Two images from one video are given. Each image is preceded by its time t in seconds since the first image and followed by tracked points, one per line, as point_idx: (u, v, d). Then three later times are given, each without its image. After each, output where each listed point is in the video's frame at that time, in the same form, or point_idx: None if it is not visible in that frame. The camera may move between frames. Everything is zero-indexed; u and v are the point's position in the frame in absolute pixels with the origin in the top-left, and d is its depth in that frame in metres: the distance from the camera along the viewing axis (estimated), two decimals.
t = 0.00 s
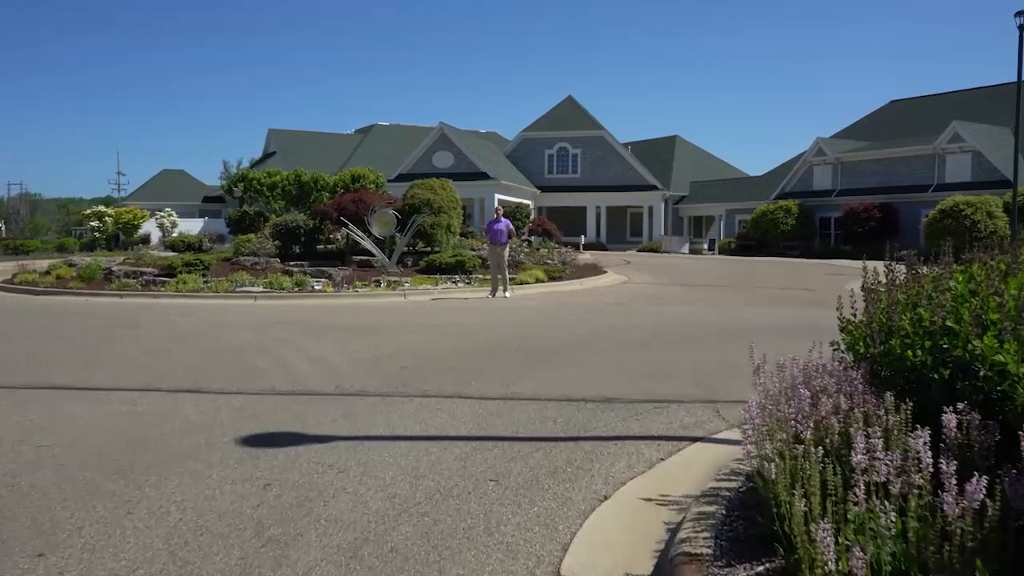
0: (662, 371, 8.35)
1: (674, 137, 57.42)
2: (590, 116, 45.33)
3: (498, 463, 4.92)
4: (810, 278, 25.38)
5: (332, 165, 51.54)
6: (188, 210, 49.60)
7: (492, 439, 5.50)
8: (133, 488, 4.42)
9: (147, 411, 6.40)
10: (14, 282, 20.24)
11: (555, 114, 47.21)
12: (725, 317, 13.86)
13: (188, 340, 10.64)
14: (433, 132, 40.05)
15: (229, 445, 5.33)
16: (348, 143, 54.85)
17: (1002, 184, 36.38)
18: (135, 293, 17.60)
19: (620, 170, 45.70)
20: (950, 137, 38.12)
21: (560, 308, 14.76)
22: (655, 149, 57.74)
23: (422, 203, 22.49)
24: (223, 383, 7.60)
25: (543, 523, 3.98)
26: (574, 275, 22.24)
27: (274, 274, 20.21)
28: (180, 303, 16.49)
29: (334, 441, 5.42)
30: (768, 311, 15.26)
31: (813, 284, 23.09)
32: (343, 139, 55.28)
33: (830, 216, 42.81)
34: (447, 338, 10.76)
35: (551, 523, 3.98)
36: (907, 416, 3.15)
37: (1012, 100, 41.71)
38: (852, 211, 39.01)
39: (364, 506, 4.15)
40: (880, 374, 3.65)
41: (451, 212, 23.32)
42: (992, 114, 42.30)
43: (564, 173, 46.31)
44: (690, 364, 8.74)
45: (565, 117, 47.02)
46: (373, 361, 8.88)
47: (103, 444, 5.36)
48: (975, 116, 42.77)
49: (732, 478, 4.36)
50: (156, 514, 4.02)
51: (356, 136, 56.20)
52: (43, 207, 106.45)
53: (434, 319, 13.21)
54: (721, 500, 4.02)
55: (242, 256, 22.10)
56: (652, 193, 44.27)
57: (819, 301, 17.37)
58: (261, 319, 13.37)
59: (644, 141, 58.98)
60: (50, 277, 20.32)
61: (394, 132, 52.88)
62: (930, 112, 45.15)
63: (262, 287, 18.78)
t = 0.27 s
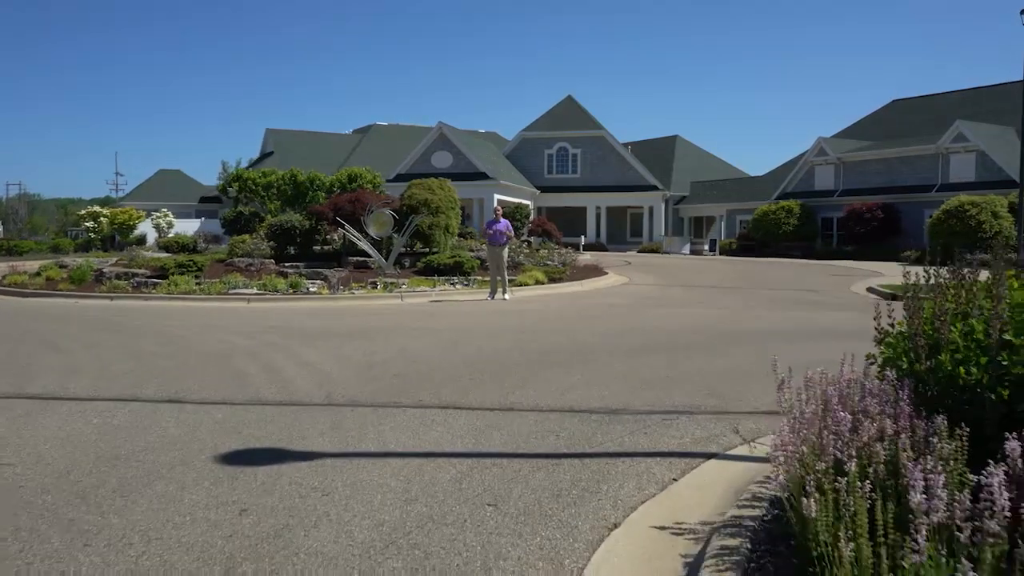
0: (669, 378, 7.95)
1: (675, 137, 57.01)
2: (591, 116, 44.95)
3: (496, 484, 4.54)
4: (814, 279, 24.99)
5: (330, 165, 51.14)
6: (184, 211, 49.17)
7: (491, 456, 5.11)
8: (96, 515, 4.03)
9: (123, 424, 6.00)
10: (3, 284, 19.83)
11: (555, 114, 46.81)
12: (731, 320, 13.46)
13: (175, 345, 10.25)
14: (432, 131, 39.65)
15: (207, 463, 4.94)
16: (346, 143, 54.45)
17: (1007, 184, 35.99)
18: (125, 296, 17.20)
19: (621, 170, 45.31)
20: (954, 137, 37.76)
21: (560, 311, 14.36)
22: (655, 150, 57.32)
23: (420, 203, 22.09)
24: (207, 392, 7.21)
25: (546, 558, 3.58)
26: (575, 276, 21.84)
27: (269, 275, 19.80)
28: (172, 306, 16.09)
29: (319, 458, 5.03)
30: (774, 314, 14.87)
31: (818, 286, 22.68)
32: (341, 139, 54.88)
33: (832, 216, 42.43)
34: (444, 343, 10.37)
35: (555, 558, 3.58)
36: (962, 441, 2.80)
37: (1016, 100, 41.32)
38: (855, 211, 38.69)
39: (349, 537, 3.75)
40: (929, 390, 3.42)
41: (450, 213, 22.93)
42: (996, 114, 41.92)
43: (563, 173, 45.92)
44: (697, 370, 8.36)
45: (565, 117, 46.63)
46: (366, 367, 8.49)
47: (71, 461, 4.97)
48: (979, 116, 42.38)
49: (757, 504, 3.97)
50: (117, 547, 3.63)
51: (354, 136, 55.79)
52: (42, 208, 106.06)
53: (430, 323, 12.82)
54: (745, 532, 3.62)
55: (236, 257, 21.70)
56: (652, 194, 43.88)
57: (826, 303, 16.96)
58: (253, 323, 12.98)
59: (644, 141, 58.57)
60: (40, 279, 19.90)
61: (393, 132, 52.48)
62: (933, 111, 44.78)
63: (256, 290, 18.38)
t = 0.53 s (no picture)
0: (676, 387, 7.57)
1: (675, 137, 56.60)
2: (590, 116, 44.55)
3: (494, 510, 4.14)
4: (818, 281, 24.62)
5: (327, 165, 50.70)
6: (181, 211, 48.74)
7: (489, 476, 4.72)
8: (47, 549, 3.64)
9: (94, 439, 5.61)
10: None
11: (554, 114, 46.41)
12: (737, 324, 13.07)
13: (161, 351, 9.84)
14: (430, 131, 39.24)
15: (179, 485, 4.55)
16: (344, 142, 54.01)
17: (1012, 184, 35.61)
18: (115, 298, 16.78)
19: (621, 170, 44.91)
20: (957, 136, 37.45)
21: (560, 315, 13.95)
22: (655, 150, 56.92)
23: (418, 203, 21.70)
24: (187, 404, 6.80)
25: None
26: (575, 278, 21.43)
27: (263, 277, 19.38)
28: (162, 309, 15.69)
29: (302, 479, 4.65)
30: (780, 317, 14.49)
31: (823, 287, 22.27)
32: (339, 139, 54.44)
33: (834, 216, 42.06)
34: (440, 348, 9.97)
35: None
36: None
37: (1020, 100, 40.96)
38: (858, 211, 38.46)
39: None
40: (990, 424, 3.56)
41: (448, 213, 22.54)
42: (999, 114, 41.57)
43: (563, 173, 45.52)
44: (704, 378, 7.98)
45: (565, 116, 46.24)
46: (358, 375, 8.10)
47: (32, 483, 4.57)
48: (982, 115, 42.02)
49: (784, 537, 3.56)
50: None
51: (352, 136, 55.37)
52: (40, 209, 105.67)
53: (426, 326, 12.42)
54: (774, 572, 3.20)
55: (230, 258, 21.27)
56: (653, 194, 43.48)
57: (832, 306, 16.56)
58: (244, 326, 12.59)
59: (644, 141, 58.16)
60: (29, 281, 19.47)
61: (391, 132, 52.05)
62: (935, 111, 44.42)
63: (249, 291, 17.99)
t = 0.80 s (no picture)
0: (683, 396, 7.17)
1: (675, 137, 56.21)
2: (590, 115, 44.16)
3: (491, 541, 3.75)
4: (821, 282, 24.23)
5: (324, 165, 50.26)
6: (176, 211, 48.28)
7: (485, 500, 4.32)
8: None
9: (59, 456, 5.21)
10: None
11: (554, 113, 46.02)
12: (741, 326, 12.67)
13: (145, 356, 9.44)
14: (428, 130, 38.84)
15: (143, 511, 4.15)
16: (341, 143, 53.60)
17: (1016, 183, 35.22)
18: (103, 300, 16.38)
19: (620, 170, 44.53)
20: (960, 136, 37.09)
21: (560, 317, 13.55)
22: (655, 150, 56.50)
23: (415, 203, 21.29)
24: (164, 416, 6.40)
25: None
26: (575, 279, 21.03)
27: (256, 279, 18.97)
28: (152, 311, 15.28)
29: (281, 503, 4.26)
30: (785, 319, 14.11)
31: (827, 289, 21.87)
32: (336, 138, 54.01)
33: (836, 217, 41.68)
34: (435, 354, 9.56)
35: None
36: None
37: None
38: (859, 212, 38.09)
39: None
40: None
41: (446, 213, 22.13)
42: (1002, 114, 41.21)
43: (563, 173, 45.13)
44: (712, 386, 7.61)
45: (564, 116, 45.85)
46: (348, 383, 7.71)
47: None
48: (985, 114, 41.64)
49: None
50: None
51: (350, 135, 54.94)
52: (38, 209, 105.21)
53: (422, 329, 12.04)
54: None
55: (223, 260, 20.84)
56: (653, 194, 43.08)
57: (839, 307, 16.16)
58: (235, 330, 12.20)
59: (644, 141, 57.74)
60: (17, 283, 19.06)
61: (389, 132, 51.63)
62: (937, 110, 44.05)
63: (242, 293, 17.57)
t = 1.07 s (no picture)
0: (690, 404, 6.79)
1: (675, 137, 55.85)
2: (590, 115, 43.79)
3: None
4: (824, 283, 23.86)
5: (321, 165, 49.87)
6: (173, 212, 47.87)
7: (478, 527, 3.94)
8: None
9: (20, 474, 4.83)
10: None
11: (553, 113, 45.66)
12: (747, 330, 12.28)
13: (127, 362, 9.06)
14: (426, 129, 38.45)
15: (100, 541, 3.76)
16: (339, 142, 53.20)
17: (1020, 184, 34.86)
18: (92, 302, 15.99)
19: (620, 170, 44.16)
20: (963, 135, 36.73)
21: (560, 319, 13.17)
22: (655, 149, 56.11)
23: (412, 203, 20.89)
24: (139, 428, 6.01)
25: None
26: (574, 280, 20.65)
27: (249, 280, 18.59)
28: (141, 313, 14.87)
29: (254, 531, 3.88)
30: (791, 322, 13.73)
31: (831, 290, 21.50)
32: (334, 138, 53.61)
33: (838, 217, 41.30)
34: (429, 358, 9.17)
35: None
36: None
37: None
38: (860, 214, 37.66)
39: None
40: None
41: (443, 213, 21.74)
42: (1005, 113, 40.84)
43: (562, 173, 44.74)
44: (720, 394, 7.23)
45: (564, 115, 45.48)
46: (337, 391, 7.32)
47: None
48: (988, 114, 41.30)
49: None
50: None
51: (347, 135, 54.53)
52: (34, 209, 104.72)
53: (416, 333, 11.64)
54: None
55: (216, 260, 20.44)
56: (653, 194, 42.71)
57: (845, 310, 15.79)
58: (224, 333, 11.80)
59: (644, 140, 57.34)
60: (5, 284, 18.66)
61: (387, 132, 51.24)
62: (940, 110, 43.69)
63: (235, 295, 17.17)
